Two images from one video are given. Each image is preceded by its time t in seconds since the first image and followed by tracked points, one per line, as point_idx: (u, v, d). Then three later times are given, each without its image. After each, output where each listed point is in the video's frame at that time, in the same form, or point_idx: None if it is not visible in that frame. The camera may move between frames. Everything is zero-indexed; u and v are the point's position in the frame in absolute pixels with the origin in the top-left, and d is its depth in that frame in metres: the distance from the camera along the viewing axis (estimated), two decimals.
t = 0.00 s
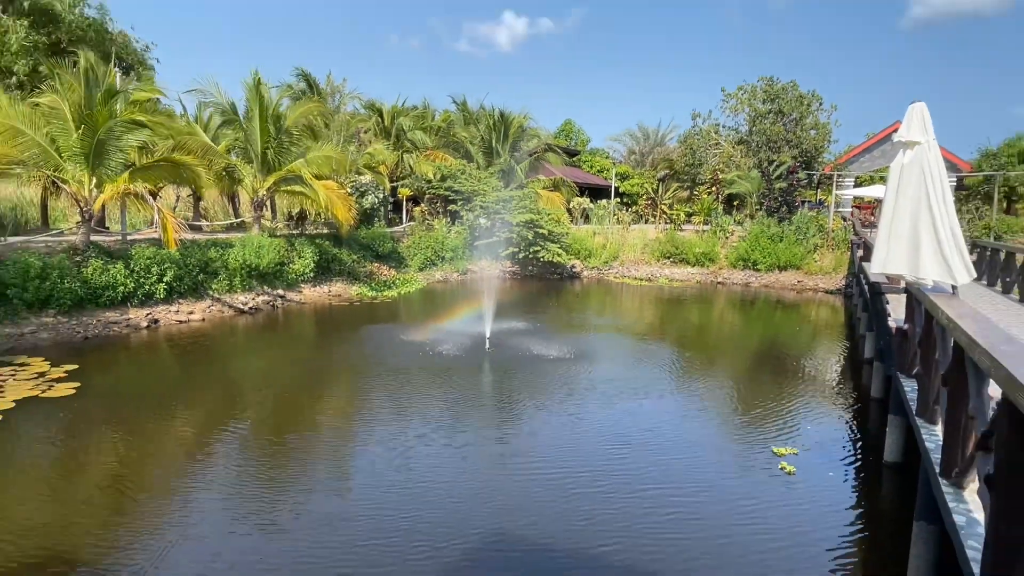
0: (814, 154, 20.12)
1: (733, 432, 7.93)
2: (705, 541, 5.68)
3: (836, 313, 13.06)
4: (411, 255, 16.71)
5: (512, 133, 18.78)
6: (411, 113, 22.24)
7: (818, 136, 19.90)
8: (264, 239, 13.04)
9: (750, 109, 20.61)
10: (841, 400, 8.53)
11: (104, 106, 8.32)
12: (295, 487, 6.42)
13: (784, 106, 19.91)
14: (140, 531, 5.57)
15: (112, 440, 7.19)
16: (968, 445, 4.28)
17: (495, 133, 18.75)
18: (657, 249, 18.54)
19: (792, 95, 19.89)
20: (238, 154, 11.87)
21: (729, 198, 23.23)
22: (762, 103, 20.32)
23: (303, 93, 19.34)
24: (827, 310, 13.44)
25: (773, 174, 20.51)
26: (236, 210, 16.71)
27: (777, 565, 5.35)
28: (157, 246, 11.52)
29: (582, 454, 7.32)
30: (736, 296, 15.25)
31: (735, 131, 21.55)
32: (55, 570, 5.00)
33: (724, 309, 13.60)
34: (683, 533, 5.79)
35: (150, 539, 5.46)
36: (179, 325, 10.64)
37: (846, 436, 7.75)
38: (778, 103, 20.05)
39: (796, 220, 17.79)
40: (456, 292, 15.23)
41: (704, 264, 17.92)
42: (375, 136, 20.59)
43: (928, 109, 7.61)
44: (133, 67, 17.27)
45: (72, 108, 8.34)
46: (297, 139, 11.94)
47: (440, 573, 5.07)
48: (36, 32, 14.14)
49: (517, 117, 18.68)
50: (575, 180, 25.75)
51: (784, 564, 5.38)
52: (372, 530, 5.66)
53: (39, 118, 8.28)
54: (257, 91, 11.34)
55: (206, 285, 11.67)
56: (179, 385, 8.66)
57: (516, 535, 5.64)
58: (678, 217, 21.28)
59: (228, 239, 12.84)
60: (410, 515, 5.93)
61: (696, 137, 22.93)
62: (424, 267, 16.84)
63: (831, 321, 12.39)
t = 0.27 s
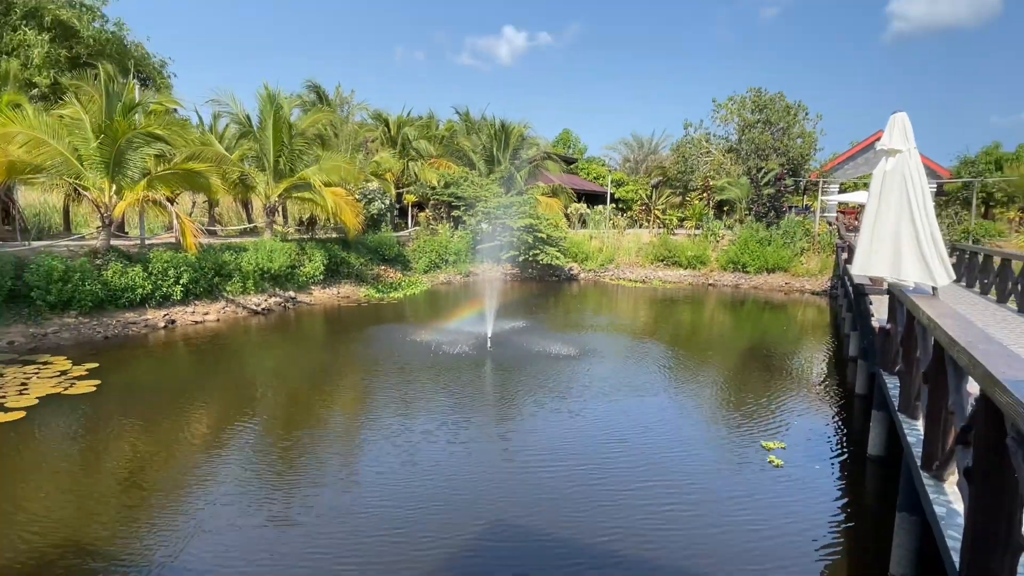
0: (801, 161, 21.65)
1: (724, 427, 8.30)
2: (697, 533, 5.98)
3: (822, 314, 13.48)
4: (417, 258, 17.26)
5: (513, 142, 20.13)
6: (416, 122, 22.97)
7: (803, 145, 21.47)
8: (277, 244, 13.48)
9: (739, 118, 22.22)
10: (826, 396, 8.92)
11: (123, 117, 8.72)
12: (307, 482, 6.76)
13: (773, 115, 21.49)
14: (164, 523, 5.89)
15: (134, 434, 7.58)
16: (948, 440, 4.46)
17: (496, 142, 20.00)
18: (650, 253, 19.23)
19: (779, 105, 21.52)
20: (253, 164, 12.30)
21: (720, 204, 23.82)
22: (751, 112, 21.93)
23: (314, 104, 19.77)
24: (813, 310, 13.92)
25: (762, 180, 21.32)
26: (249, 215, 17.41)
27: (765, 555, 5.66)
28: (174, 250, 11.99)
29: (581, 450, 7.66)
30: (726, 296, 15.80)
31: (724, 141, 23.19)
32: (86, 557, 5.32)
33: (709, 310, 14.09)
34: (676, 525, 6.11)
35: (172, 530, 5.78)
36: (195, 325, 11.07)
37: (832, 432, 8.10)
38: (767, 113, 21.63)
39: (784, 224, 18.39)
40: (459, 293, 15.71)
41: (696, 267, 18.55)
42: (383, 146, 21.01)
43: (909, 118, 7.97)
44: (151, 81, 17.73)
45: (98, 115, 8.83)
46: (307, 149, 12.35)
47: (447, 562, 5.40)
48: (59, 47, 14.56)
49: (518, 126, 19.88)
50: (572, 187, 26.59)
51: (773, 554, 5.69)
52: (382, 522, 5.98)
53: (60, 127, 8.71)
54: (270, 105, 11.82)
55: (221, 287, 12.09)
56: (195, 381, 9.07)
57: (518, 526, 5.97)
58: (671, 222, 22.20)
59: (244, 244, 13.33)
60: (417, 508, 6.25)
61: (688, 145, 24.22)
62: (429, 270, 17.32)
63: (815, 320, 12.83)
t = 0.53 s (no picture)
0: (786, 168, 22.24)
1: (715, 420, 8.72)
2: (693, 520, 6.29)
3: (806, 313, 14.08)
4: (422, 261, 17.78)
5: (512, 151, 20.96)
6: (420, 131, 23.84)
7: (789, 152, 22.05)
8: (290, 248, 14.10)
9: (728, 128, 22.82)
10: (809, 392, 9.38)
11: (144, 133, 9.18)
12: (321, 470, 7.16)
13: (759, 125, 22.09)
14: (189, 508, 6.25)
15: (156, 426, 8.00)
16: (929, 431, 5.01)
17: (496, 151, 20.92)
18: (644, 255, 20.22)
19: (766, 115, 22.02)
20: (268, 172, 12.82)
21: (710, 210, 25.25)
22: (739, 122, 22.52)
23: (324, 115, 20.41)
24: (797, 310, 14.50)
25: (749, 187, 22.29)
26: (263, 220, 18.21)
27: (757, 541, 5.96)
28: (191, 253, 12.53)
29: (581, 441, 8.10)
30: (715, 297, 16.48)
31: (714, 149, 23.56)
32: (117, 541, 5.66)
33: (697, 309, 14.74)
34: (672, 511, 6.42)
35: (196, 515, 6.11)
36: (212, 324, 11.61)
37: (816, 425, 8.52)
38: (753, 122, 22.21)
39: (770, 228, 19.29)
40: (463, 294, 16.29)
41: (687, 269, 19.51)
42: (390, 154, 21.78)
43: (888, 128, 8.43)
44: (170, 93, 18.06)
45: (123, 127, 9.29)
46: (318, 158, 12.85)
47: (456, 543, 5.70)
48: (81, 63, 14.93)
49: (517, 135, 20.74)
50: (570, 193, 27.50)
51: (763, 539, 6.00)
52: (393, 508, 6.31)
53: (85, 137, 9.25)
54: (284, 117, 12.38)
55: (236, 288, 12.67)
56: (211, 378, 9.51)
57: (522, 512, 6.28)
58: (663, 225, 23.53)
59: (257, 247, 13.90)
60: (424, 497, 6.55)
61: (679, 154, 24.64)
62: (434, 272, 18.05)
63: (800, 320, 13.40)
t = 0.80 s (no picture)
0: (773, 174, 22.64)
1: (706, 413, 9.14)
2: (687, 509, 6.61)
3: (792, 313, 14.70)
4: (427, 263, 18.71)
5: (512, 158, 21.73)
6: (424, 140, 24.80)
7: (775, 160, 22.54)
8: (301, 250, 14.71)
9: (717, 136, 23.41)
10: (797, 388, 9.80)
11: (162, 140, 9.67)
12: (331, 458, 7.54)
13: (746, 134, 22.69)
14: (209, 494, 6.59)
15: (175, 419, 8.41)
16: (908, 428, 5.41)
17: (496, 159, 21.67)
18: (638, 257, 21.05)
19: (753, 123, 22.68)
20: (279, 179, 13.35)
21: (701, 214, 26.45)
22: (728, 130, 23.08)
23: (335, 125, 21.15)
24: (784, 309, 15.10)
25: (738, 193, 22.81)
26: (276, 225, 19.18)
27: (750, 527, 6.28)
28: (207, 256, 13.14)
29: (579, 432, 8.54)
30: (706, 297, 17.14)
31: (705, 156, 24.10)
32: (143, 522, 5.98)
33: (690, 309, 15.28)
34: (669, 499, 6.76)
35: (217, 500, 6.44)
36: (227, 324, 12.17)
37: (802, 420, 8.90)
38: (741, 130, 22.80)
39: (758, 231, 20.06)
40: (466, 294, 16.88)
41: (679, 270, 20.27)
42: (395, 162, 22.45)
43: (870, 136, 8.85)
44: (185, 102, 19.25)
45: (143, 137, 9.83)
46: (328, 166, 13.36)
47: (465, 526, 6.03)
48: (103, 74, 16.04)
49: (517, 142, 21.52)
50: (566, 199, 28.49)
51: (755, 526, 6.32)
52: (404, 494, 6.64)
53: (106, 147, 9.76)
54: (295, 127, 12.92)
55: (250, 290, 13.29)
56: (225, 375, 9.95)
57: (526, 498, 6.61)
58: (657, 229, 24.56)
59: (270, 251, 14.57)
60: (429, 485, 6.87)
61: (671, 162, 25.46)
62: (438, 274, 18.85)
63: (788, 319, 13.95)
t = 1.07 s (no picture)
0: (761, 180, 23.29)
1: (698, 406, 9.61)
2: (680, 495, 7.01)
3: (779, 311, 15.44)
4: (431, 264, 19.56)
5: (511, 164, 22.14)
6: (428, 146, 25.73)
7: (763, 166, 23.00)
8: (311, 254, 15.50)
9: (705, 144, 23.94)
10: (784, 382, 10.28)
11: (179, 145, 10.17)
12: (339, 448, 7.96)
13: (735, 140, 23.06)
14: (230, 480, 7.03)
15: (192, 414, 8.84)
16: (888, 420, 5.73)
17: (498, 165, 22.11)
18: (632, 258, 22.25)
19: (742, 131, 23.05)
20: (290, 184, 13.84)
21: (691, 218, 27.61)
22: (716, 138, 23.57)
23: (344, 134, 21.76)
24: (772, 308, 15.89)
25: (727, 197, 23.62)
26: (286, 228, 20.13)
27: (739, 514, 6.64)
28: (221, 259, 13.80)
29: (577, 423, 8.98)
30: (696, 297, 17.98)
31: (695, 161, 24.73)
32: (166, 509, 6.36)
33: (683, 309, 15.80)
34: (663, 488, 7.14)
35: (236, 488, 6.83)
36: (242, 322, 12.78)
37: (789, 415, 9.30)
38: (731, 137, 23.18)
39: (746, 235, 21.07)
40: (469, 294, 17.60)
41: (671, 271, 21.33)
42: (399, 168, 22.94)
43: (853, 143, 9.30)
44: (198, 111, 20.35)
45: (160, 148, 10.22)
46: (335, 172, 13.94)
47: (472, 513, 6.39)
48: (123, 85, 17.14)
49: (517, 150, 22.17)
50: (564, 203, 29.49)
51: (745, 513, 6.68)
52: (412, 483, 7.02)
53: (123, 153, 10.22)
54: (305, 136, 13.45)
55: (262, 291, 13.95)
56: (241, 371, 10.45)
57: (528, 488, 6.99)
58: (650, 232, 25.64)
59: (280, 254, 15.27)
60: (436, 474, 7.26)
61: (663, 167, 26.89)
62: (441, 274, 19.64)
63: (773, 317, 14.72)
